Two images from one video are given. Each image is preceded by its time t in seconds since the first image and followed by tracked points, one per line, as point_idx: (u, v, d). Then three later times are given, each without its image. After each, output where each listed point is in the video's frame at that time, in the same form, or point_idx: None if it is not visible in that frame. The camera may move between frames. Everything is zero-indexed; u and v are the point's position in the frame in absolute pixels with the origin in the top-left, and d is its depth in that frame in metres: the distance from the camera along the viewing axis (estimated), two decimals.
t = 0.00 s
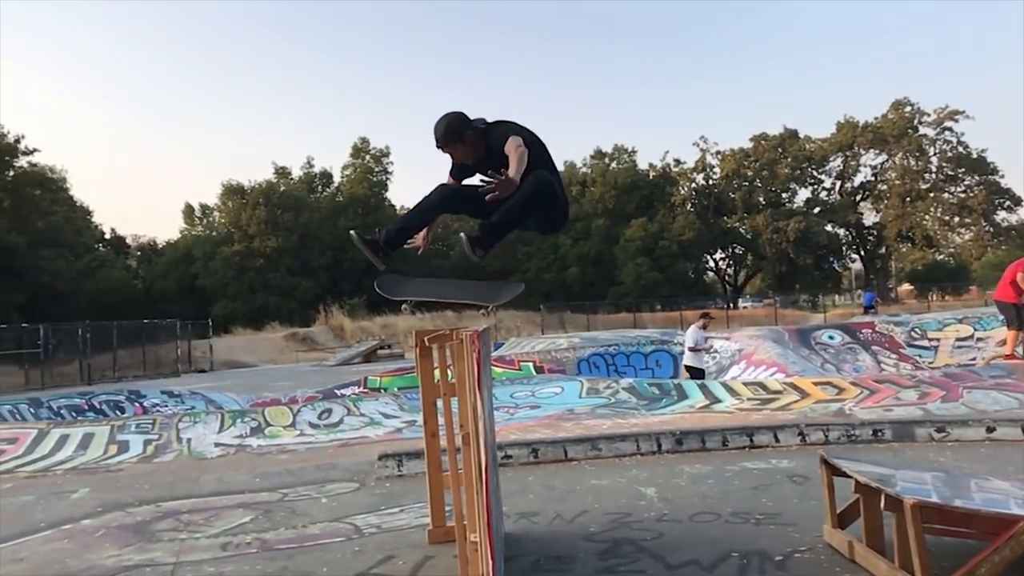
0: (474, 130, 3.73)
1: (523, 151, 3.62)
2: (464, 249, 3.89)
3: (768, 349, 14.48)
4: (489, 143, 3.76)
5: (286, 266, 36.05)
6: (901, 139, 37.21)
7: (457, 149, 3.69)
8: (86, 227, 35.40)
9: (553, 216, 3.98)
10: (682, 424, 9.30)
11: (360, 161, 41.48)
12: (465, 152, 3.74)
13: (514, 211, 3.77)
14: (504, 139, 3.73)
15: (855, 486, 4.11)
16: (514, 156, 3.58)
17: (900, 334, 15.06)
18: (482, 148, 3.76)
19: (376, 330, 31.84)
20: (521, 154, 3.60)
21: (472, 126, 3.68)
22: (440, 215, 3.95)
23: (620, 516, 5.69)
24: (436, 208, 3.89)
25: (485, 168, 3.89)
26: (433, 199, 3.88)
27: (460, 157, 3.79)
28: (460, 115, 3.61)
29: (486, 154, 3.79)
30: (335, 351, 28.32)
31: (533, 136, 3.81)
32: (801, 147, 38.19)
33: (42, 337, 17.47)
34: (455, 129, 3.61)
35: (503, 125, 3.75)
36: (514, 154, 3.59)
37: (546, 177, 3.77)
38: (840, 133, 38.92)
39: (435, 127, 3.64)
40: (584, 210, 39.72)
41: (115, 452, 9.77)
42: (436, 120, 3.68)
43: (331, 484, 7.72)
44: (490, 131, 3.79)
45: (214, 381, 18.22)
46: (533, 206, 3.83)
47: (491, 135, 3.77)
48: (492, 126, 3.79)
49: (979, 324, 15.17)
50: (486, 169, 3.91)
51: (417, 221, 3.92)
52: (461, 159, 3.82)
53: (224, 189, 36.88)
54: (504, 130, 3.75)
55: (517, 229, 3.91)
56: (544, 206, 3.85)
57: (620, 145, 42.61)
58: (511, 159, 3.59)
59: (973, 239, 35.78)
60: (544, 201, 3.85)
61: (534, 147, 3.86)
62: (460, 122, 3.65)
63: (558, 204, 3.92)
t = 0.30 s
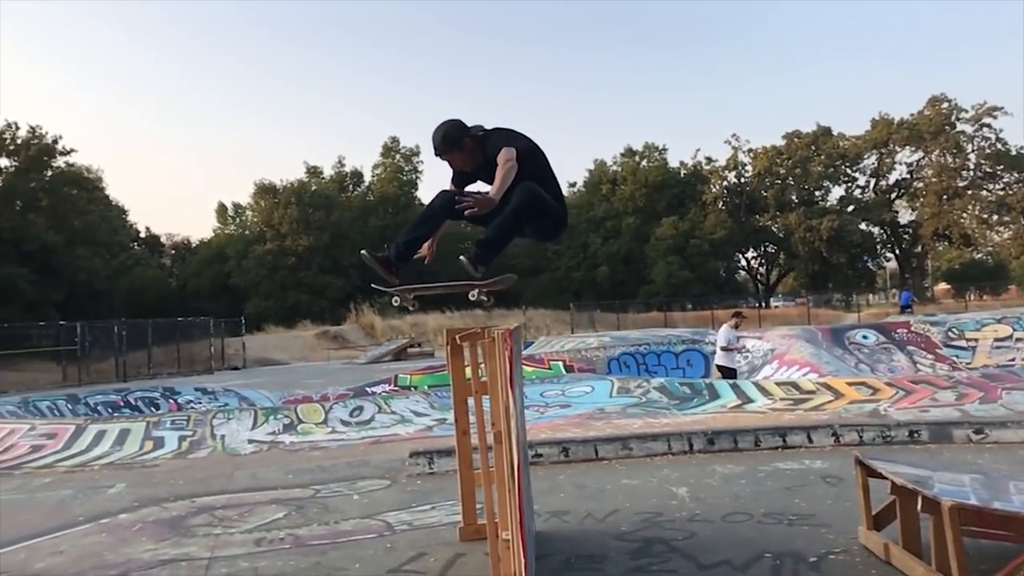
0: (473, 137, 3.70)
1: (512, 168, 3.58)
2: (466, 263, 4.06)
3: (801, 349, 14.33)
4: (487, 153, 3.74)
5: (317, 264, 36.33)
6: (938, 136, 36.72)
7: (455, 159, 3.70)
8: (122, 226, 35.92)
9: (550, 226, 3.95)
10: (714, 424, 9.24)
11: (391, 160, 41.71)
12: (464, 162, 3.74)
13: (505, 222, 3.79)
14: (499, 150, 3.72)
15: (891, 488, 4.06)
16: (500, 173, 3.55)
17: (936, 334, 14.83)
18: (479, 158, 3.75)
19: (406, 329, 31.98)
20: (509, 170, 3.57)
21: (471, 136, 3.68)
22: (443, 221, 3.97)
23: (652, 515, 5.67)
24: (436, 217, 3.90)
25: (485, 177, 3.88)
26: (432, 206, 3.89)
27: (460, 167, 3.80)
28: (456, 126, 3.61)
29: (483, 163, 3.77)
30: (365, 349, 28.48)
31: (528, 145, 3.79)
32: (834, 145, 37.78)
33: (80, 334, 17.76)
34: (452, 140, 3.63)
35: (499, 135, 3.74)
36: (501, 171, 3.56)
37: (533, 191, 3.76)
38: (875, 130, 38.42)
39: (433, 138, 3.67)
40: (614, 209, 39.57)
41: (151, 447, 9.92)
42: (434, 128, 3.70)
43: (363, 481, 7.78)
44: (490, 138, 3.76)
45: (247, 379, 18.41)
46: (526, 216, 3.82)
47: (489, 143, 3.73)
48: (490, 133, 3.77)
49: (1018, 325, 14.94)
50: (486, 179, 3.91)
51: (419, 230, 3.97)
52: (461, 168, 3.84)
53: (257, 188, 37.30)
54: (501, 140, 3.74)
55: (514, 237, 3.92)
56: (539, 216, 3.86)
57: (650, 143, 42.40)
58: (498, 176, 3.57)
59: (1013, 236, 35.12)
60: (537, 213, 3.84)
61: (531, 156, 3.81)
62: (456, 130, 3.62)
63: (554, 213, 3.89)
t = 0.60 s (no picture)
0: (470, 146, 3.71)
1: (502, 179, 3.55)
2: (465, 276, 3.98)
3: (833, 348, 14.18)
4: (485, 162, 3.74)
5: (348, 261, 36.56)
6: (976, 132, 36.25)
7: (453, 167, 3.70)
8: (157, 223, 36.47)
9: (545, 235, 3.92)
10: (745, 423, 9.17)
11: (421, 158, 41.91)
12: (461, 170, 3.74)
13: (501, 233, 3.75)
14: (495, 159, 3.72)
15: (927, 488, 4.01)
16: (488, 184, 3.51)
17: (974, 334, 14.57)
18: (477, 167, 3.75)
19: (436, 327, 32.13)
20: (497, 182, 3.52)
21: (469, 145, 3.69)
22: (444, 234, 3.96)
23: (682, 514, 5.65)
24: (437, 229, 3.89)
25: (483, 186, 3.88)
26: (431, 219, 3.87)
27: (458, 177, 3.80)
28: (454, 134, 3.61)
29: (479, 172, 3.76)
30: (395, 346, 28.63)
31: (524, 154, 3.78)
32: (869, 141, 37.37)
33: (115, 330, 18.05)
34: (449, 148, 3.63)
35: (495, 144, 3.75)
36: (490, 180, 3.52)
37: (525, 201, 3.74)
38: (910, 125, 37.91)
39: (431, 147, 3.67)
40: (644, 206, 39.58)
41: (185, 442, 10.05)
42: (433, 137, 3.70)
43: (394, 476, 7.83)
44: (487, 146, 3.75)
45: (279, 375, 18.60)
46: (522, 228, 3.79)
47: (486, 152, 3.72)
48: (487, 142, 3.78)
49: None
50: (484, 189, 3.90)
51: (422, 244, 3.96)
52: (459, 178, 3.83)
53: (289, 186, 37.71)
54: (498, 149, 3.74)
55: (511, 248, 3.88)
56: (533, 226, 3.82)
57: (681, 140, 42.22)
58: (488, 186, 3.54)
59: None
60: (532, 223, 3.79)
61: (527, 166, 3.81)
62: (452, 140, 3.62)
63: (548, 222, 3.85)
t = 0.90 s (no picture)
0: (466, 157, 3.82)
1: (493, 192, 3.64)
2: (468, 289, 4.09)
3: (865, 346, 14.03)
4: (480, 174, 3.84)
5: (377, 259, 36.73)
6: (1013, 128, 35.67)
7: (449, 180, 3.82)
8: (189, 220, 36.89)
9: (542, 248, 3.98)
10: (775, 422, 9.10)
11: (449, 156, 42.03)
12: (459, 182, 3.85)
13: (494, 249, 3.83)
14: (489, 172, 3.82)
15: (962, 488, 3.97)
16: (477, 196, 3.60)
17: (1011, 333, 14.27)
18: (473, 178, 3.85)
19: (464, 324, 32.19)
20: (487, 194, 3.61)
21: (465, 157, 3.79)
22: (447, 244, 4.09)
23: (712, 512, 5.63)
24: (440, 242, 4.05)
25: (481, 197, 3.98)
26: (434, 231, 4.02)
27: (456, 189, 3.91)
28: (448, 146, 3.73)
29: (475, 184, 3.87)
30: (424, 343, 28.72)
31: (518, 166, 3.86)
32: (902, 137, 36.84)
33: (148, 326, 18.32)
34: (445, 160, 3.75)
35: (490, 157, 3.84)
36: (478, 196, 3.62)
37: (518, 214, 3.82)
38: (945, 121, 37.38)
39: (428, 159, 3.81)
40: (673, 203, 39.46)
41: (217, 437, 10.17)
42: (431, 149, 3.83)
43: (423, 472, 7.87)
44: (482, 159, 3.85)
45: (308, 371, 18.75)
46: (516, 242, 3.86)
47: (480, 164, 3.83)
48: (483, 154, 3.87)
49: None
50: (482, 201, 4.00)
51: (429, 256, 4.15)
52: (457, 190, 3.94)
53: (319, 184, 38.03)
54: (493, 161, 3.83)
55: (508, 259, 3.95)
56: (529, 239, 3.89)
57: (711, 137, 42.00)
58: (478, 199, 3.63)
59: None
60: (525, 237, 3.86)
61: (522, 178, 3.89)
62: (448, 151, 3.74)
63: (543, 236, 3.91)
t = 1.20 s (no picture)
0: (460, 170, 3.88)
1: (484, 205, 3.69)
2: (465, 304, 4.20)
3: (894, 345, 13.87)
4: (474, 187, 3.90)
5: (403, 256, 36.86)
6: None
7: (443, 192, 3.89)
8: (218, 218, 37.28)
9: (536, 261, 4.03)
10: (803, 421, 9.03)
11: (475, 153, 42.07)
12: (453, 194, 3.91)
13: (486, 265, 3.89)
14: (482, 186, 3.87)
15: (995, 489, 3.92)
16: (468, 210, 3.65)
17: None
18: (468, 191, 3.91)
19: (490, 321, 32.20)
20: (479, 208, 3.66)
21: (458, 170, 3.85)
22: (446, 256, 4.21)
23: (740, 511, 5.61)
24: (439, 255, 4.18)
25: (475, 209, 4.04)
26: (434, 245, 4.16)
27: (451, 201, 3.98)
28: (442, 160, 3.80)
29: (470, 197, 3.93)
30: (449, 340, 28.79)
31: (512, 180, 3.90)
32: (933, 133, 36.16)
33: (177, 323, 18.56)
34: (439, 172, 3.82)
35: (484, 171, 3.89)
36: (470, 208, 3.66)
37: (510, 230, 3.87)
38: (977, 117, 36.78)
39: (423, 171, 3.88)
40: (700, 200, 39.26)
41: (246, 432, 10.27)
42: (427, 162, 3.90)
43: (449, 469, 7.91)
44: (477, 172, 3.91)
45: (335, 367, 18.88)
46: (507, 257, 3.92)
47: (474, 177, 3.89)
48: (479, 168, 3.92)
49: None
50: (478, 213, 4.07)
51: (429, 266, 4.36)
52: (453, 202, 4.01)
53: (346, 182, 38.30)
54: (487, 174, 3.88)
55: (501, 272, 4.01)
56: (521, 252, 3.93)
57: (738, 134, 41.70)
58: (469, 212, 3.68)
59: None
60: (516, 252, 3.91)
61: (516, 192, 3.92)
62: (441, 164, 3.80)
63: (536, 250, 3.97)
